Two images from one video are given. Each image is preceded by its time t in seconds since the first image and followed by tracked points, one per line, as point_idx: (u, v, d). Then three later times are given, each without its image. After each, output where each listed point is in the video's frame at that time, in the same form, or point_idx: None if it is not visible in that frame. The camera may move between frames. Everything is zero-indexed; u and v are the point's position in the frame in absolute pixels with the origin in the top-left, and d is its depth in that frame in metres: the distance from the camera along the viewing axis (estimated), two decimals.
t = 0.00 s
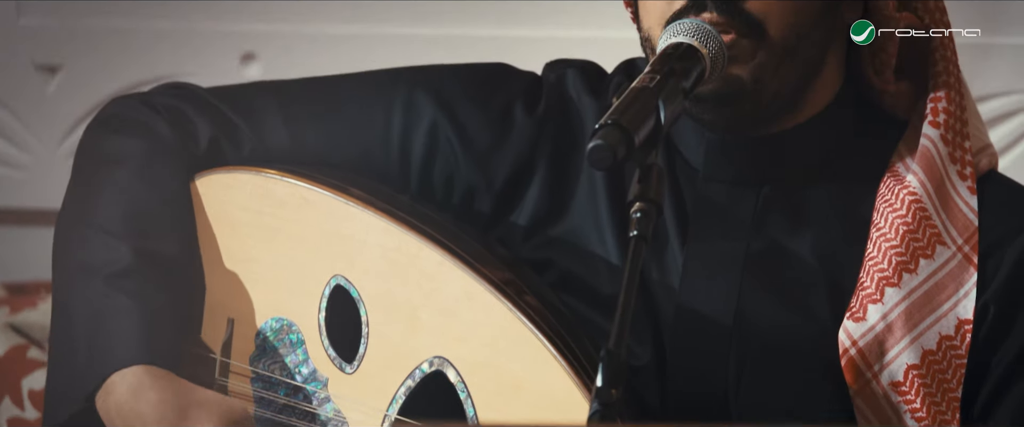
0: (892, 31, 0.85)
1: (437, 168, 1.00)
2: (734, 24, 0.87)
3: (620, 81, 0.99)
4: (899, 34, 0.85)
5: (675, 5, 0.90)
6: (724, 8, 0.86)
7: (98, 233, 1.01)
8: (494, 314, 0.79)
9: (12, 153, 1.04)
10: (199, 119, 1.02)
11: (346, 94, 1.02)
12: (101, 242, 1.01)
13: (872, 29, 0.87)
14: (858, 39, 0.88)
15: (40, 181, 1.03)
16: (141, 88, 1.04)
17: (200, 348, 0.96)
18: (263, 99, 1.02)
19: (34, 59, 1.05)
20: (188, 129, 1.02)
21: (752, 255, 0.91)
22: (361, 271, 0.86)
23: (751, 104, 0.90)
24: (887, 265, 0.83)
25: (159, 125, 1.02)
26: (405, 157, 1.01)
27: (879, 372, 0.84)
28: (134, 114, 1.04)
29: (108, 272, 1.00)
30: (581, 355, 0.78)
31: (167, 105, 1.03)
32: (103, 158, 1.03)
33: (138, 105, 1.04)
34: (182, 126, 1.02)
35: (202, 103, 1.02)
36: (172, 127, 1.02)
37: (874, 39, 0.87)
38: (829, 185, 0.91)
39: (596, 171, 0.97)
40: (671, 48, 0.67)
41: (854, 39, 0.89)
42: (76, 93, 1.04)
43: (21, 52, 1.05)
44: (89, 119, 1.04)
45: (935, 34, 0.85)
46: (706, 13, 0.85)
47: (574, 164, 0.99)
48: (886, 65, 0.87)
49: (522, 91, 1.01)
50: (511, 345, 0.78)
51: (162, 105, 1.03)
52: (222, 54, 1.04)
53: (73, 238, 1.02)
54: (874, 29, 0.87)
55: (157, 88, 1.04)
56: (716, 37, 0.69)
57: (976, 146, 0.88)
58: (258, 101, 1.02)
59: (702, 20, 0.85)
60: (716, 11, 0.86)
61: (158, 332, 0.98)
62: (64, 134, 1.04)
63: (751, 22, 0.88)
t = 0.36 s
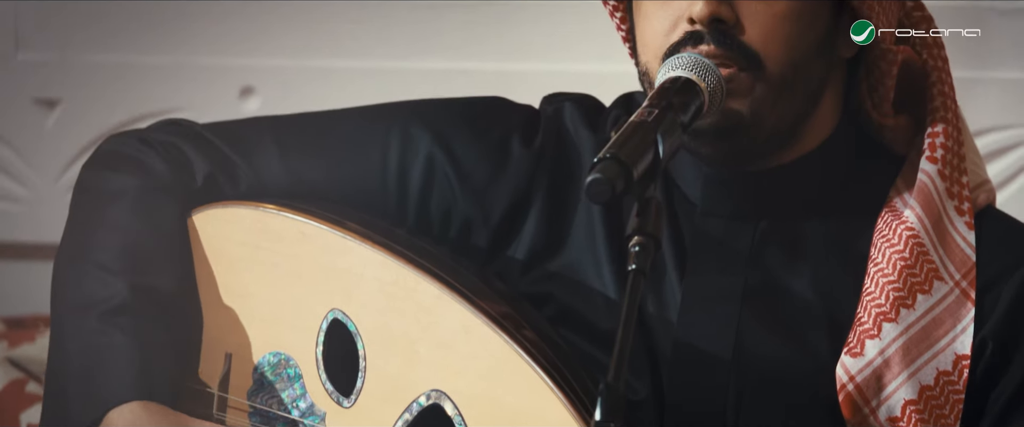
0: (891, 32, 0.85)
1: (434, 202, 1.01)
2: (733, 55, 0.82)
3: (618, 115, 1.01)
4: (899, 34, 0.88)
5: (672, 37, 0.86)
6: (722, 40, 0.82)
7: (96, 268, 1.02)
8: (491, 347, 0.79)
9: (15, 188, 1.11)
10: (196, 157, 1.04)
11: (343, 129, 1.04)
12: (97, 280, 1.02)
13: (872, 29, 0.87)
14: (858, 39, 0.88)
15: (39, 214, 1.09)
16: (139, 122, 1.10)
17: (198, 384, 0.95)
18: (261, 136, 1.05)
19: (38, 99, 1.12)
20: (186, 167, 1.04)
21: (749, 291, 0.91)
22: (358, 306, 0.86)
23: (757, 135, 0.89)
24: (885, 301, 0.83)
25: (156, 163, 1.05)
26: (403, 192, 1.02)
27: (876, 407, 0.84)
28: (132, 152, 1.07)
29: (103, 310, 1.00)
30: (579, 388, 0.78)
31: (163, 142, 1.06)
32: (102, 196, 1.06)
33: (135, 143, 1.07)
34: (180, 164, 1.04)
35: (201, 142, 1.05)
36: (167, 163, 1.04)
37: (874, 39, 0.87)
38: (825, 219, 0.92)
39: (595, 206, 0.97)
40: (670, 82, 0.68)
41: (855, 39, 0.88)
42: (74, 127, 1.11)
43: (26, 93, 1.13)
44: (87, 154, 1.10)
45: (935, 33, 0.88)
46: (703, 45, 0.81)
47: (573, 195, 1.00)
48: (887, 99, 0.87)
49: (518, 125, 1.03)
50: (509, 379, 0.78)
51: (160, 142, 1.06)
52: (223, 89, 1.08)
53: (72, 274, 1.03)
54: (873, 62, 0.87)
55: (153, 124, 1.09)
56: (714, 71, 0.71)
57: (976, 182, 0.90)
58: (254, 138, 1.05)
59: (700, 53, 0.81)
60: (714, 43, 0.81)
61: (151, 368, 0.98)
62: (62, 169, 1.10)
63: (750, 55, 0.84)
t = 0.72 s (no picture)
0: (892, 30, 0.89)
1: (437, 238, 1.03)
2: (728, 84, 0.83)
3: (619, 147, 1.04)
4: (899, 35, 0.90)
5: (669, 64, 0.87)
6: (719, 68, 0.82)
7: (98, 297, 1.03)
8: (493, 383, 0.80)
9: (14, 222, 1.14)
10: (199, 190, 1.06)
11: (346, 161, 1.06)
12: (104, 313, 1.02)
13: (871, 29, 0.86)
14: (858, 39, 0.85)
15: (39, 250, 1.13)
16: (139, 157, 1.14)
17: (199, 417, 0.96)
18: (262, 167, 1.07)
19: (35, 134, 1.16)
20: (187, 199, 1.05)
21: (744, 324, 0.92)
22: (359, 341, 0.87)
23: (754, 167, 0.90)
24: (878, 335, 0.84)
25: (157, 192, 1.06)
26: (404, 227, 1.04)
27: None
28: (132, 183, 1.08)
29: (112, 341, 1.00)
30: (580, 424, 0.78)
31: (164, 172, 1.08)
32: (103, 227, 1.07)
33: (136, 174, 1.09)
34: (182, 197, 1.05)
35: (203, 175, 1.07)
36: (171, 195, 1.05)
37: (873, 38, 0.85)
38: (820, 253, 0.94)
39: (600, 243, 0.99)
40: (669, 116, 0.69)
41: (855, 39, 0.86)
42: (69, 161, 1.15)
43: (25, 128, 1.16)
44: (84, 190, 1.14)
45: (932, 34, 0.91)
46: (698, 73, 0.83)
47: (574, 230, 1.02)
48: (879, 136, 0.90)
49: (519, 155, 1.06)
50: (511, 416, 0.78)
51: (161, 174, 1.08)
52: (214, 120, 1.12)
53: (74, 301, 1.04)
54: (866, 98, 0.91)
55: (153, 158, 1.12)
56: (712, 106, 0.73)
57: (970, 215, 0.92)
58: (255, 171, 1.07)
59: (695, 81, 0.83)
60: (710, 71, 0.82)
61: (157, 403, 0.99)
62: (62, 204, 1.14)
63: (748, 84, 0.84)
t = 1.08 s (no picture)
0: (891, 31, 0.90)
1: (438, 272, 1.04)
2: (729, 119, 0.83)
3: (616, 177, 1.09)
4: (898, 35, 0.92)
5: (670, 97, 0.87)
6: (719, 102, 0.83)
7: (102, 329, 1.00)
8: (494, 415, 0.81)
9: (15, 256, 1.24)
10: (200, 221, 1.05)
11: (348, 194, 1.08)
12: (108, 338, 1.00)
13: (871, 29, 0.87)
14: (858, 39, 0.87)
15: (38, 284, 1.23)
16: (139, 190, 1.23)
17: None
18: (262, 201, 1.07)
19: (35, 167, 1.25)
20: (188, 231, 1.04)
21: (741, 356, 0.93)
22: (361, 373, 0.88)
23: (750, 200, 0.90)
24: (875, 365, 0.85)
25: (159, 224, 1.04)
26: (404, 260, 1.05)
27: None
28: (133, 214, 1.06)
29: (115, 366, 0.98)
30: None
31: (164, 204, 1.07)
32: (105, 256, 1.04)
33: (137, 205, 1.07)
34: (184, 229, 1.04)
35: (203, 206, 1.07)
36: (172, 227, 1.04)
37: (872, 39, 0.87)
38: (815, 286, 0.95)
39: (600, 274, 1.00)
40: (670, 149, 0.70)
41: (854, 39, 0.87)
42: (73, 199, 1.24)
43: (25, 160, 1.25)
44: (83, 222, 1.24)
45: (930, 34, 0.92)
46: (700, 106, 0.83)
47: (577, 264, 1.03)
48: (875, 171, 0.94)
49: (519, 187, 1.08)
50: None
51: (162, 206, 1.06)
52: (226, 157, 1.22)
53: (75, 326, 1.02)
54: (863, 133, 0.94)
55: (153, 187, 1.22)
56: (711, 139, 0.75)
57: (966, 244, 0.95)
58: (257, 208, 1.06)
59: (696, 115, 0.83)
60: (711, 105, 0.83)
61: None
62: (61, 237, 1.24)
63: (748, 118, 0.84)
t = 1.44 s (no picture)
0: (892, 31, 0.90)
1: (436, 302, 1.04)
2: (733, 151, 0.83)
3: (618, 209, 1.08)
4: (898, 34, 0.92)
5: (672, 132, 0.87)
6: (724, 135, 0.83)
7: (96, 363, 0.98)
8: None
9: (15, 287, 1.25)
10: (198, 253, 1.04)
11: (347, 223, 1.08)
12: (99, 373, 0.97)
13: (871, 29, 0.87)
14: (858, 39, 0.87)
15: (38, 314, 1.24)
16: (139, 221, 1.25)
17: None
18: (260, 235, 1.06)
19: (35, 197, 1.26)
20: (188, 263, 1.04)
21: (742, 388, 0.92)
22: (361, 403, 0.88)
23: (755, 232, 0.89)
24: (878, 397, 0.84)
25: (157, 257, 1.03)
26: (405, 291, 1.05)
27: None
28: (132, 247, 1.06)
29: (106, 400, 0.95)
30: None
31: (161, 236, 1.07)
32: (103, 291, 1.02)
33: (135, 238, 1.07)
34: (183, 262, 1.03)
35: (201, 237, 1.06)
36: (171, 260, 1.03)
37: (872, 39, 0.87)
38: (816, 317, 0.95)
39: (598, 303, 1.00)
40: (670, 179, 0.71)
41: (855, 39, 0.87)
42: (70, 229, 1.25)
43: (26, 191, 1.26)
44: (84, 253, 1.25)
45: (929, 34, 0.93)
46: (704, 140, 0.83)
47: (575, 294, 1.03)
48: (879, 198, 0.95)
49: (517, 221, 1.09)
50: None
51: (161, 239, 1.06)
52: (224, 187, 1.24)
53: (71, 368, 0.98)
54: (868, 159, 0.95)
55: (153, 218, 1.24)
56: (712, 169, 0.75)
57: (969, 276, 0.95)
58: (257, 239, 1.05)
59: (701, 148, 0.83)
60: (716, 138, 0.83)
61: None
62: (61, 268, 1.25)
63: (753, 150, 0.85)
